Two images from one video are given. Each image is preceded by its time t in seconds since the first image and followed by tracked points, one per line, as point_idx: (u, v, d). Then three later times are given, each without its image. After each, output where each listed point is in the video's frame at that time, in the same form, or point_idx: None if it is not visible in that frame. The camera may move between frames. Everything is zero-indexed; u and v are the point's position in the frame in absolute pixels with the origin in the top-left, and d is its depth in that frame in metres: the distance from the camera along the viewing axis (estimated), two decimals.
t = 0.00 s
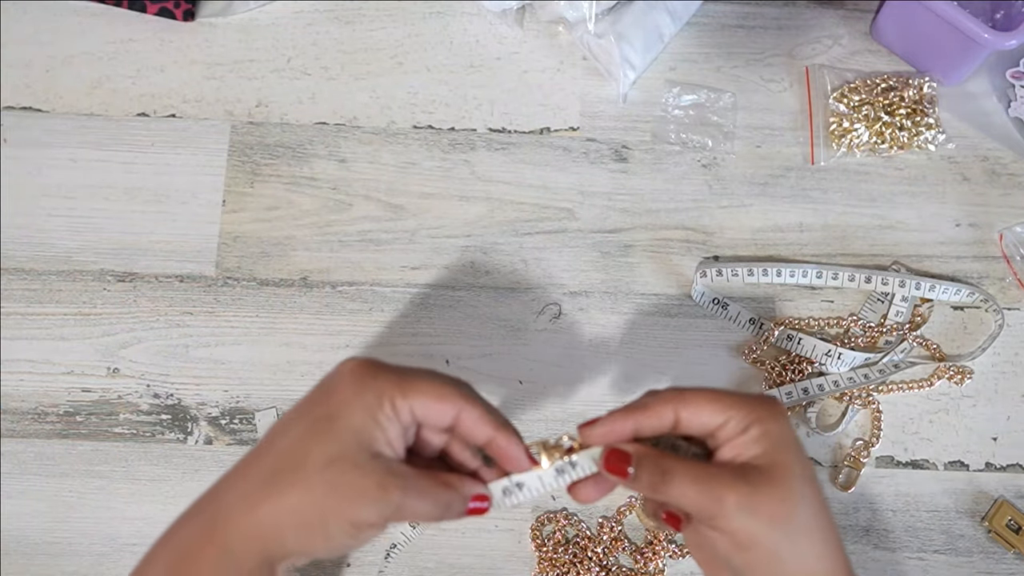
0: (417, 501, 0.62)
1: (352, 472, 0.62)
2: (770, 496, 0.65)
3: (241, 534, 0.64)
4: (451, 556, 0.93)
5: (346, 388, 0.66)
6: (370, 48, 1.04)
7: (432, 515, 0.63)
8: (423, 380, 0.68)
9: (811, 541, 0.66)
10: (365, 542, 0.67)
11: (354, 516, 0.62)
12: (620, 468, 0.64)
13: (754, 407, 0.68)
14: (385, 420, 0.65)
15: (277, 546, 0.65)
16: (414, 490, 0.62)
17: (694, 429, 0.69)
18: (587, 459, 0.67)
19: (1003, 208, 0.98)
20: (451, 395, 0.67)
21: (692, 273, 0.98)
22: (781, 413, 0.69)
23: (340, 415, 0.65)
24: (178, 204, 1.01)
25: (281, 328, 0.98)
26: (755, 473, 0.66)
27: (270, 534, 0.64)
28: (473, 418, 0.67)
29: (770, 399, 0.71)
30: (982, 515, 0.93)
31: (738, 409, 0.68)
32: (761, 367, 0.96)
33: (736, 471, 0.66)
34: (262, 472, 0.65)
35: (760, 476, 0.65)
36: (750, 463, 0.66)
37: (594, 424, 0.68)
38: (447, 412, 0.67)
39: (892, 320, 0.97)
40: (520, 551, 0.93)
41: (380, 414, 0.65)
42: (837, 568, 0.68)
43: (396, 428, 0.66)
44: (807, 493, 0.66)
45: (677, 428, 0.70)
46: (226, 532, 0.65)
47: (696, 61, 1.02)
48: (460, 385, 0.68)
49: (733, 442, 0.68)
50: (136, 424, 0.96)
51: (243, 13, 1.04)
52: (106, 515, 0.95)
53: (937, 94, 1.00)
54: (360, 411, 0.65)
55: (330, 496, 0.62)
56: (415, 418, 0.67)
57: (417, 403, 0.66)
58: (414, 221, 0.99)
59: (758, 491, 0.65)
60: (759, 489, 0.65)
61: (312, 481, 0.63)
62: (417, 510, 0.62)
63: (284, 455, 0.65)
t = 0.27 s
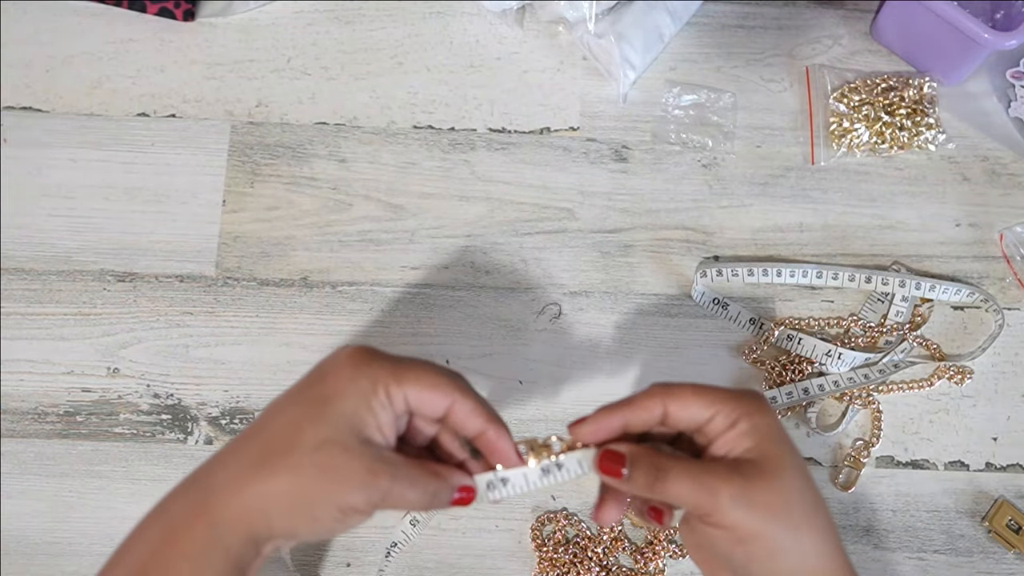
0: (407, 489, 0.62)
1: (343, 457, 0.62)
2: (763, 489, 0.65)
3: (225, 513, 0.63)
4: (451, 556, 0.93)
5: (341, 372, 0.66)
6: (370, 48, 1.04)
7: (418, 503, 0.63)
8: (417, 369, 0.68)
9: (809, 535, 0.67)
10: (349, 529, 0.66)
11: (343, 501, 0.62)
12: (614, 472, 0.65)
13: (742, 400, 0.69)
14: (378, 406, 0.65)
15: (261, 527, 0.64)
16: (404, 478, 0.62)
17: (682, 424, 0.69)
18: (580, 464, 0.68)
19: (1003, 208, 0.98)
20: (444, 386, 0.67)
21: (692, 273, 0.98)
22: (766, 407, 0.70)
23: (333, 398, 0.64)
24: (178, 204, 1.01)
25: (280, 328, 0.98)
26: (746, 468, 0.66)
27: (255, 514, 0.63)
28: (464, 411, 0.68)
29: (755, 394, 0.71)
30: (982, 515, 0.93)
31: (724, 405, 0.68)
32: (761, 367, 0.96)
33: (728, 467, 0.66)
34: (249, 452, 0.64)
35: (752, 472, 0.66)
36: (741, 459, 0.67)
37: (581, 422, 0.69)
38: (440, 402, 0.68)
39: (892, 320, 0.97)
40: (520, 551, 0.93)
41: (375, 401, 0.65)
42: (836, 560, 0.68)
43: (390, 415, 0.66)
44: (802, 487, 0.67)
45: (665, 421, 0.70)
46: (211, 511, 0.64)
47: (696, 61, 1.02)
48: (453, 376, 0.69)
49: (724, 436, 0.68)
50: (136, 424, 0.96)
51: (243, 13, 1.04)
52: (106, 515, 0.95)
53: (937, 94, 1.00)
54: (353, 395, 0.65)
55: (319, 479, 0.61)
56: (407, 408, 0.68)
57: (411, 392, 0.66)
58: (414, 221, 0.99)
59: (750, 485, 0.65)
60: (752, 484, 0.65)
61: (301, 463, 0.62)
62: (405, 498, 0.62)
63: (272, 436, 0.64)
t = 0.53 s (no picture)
0: (403, 475, 0.60)
1: (337, 440, 0.61)
2: (747, 481, 0.66)
3: (223, 494, 0.64)
4: (451, 556, 0.93)
5: (338, 359, 0.66)
6: (370, 48, 1.04)
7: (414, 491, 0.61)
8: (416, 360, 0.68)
9: (798, 522, 0.68)
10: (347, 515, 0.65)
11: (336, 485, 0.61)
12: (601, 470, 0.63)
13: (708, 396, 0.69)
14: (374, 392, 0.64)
15: (257, 511, 0.64)
16: (398, 462, 0.61)
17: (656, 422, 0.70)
18: (569, 469, 0.62)
19: (1003, 208, 0.98)
20: (442, 371, 0.67)
21: (692, 273, 0.98)
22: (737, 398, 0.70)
23: (330, 383, 0.64)
24: (178, 204, 1.01)
25: (280, 328, 0.98)
26: (728, 462, 0.67)
27: (251, 496, 0.63)
28: (462, 395, 0.67)
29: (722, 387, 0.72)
30: (982, 515, 0.93)
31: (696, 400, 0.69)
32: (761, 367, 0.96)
33: (712, 464, 0.67)
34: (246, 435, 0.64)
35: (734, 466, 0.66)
36: (722, 453, 0.68)
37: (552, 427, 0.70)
38: (436, 386, 0.67)
39: (892, 320, 0.97)
40: (520, 551, 0.93)
41: (369, 383, 0.65)
42: (828, 542, 0.70)
43: (384, 399, 0.65)
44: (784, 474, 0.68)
45: (638, 425, 0.71)
46: (208, 493, 0.64)
47: (696, 61, 1.02)
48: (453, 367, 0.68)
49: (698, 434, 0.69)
50: (136, 424, 0.96)
51: (243, 13, 1.04)
52: (106, 515, 0.95)
53: (937, 94, 1.00)
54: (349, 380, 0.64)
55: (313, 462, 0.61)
56: (403, 393, 0.67)
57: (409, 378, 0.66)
58: (414, 221, 0.99)
59: (735, 477, 0.66)
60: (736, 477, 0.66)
61: (296, 445, 0.62)
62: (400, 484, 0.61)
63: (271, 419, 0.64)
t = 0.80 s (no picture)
0: (315, 428, 0.66)
1: (236, 408, 0.67)
2: (784, 507, 0.69)
3: (143, 469, 0.71)
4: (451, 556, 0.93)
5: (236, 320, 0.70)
6: (370, 48, 1.04)
7: (322, 440, 0.67)
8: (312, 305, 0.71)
9: (832, 539, 0.72)
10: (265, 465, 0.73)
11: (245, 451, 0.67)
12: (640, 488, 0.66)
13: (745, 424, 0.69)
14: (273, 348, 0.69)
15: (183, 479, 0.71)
16: (295, 420, 0.66)
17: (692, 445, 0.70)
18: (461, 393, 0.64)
19: (1003, 208, 0.98)
20: (332, 317, 0.70)
21: (692, 273, 0.98)
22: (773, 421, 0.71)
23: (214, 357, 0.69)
24: (178, 204, 1.01)
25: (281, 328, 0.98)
26: (761, 486, 0.69)
27: (172, 470, 0.71)
28: (360, 338, 0.70)
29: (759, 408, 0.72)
30: (982, 515, 0.93)
31: (732, 427, 0.69)
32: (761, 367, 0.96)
33: (747, 491, 0.69)
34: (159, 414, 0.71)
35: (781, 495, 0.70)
36: (757, 479, 0.69)
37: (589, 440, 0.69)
38: (332, 336, 0.70)
39: (892, 320, 0.97)
40: (520, 551, 0.93)
41: (259, 345, 0.69)
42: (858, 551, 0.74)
43: (276, 356, 0.69)
44: (823, 493, 0.71)
45: (672, 445, 0.71)
46: (128, 471, 0.72)
47: (696, 62, 1.02)
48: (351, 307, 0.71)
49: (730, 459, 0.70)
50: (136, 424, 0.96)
51: (243, 13, 1.04)
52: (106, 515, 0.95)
53: (937, 94, 1.00)
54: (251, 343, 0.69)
55: (211, 437, 0.68)
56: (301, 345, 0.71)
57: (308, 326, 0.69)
58: (414, 221, 0.99)
59: (771, 505, 0.69)
60: (769, 503, 0.69)
61: (203, 422, 0.68)
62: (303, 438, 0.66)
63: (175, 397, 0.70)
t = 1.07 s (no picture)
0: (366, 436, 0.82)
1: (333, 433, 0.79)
2: (694, 469, 0.77)
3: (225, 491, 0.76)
4: (451, 556, 0.93)
5: (296, 351, 0.77)
6: (370, 48, 1.04)
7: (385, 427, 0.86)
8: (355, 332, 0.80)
9: (745, 520, 0.76)
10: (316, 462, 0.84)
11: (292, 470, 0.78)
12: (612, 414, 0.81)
13: (709, 392, 0.77)
14: (332, 380, 0.77)
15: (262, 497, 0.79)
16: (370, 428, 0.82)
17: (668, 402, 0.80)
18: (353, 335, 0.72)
19: (1003, 208, 0.98)
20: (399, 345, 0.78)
21: (692, 273, 0.98)
22: (731, 397, 0.77)
23: (299, 389, 0.76)
24: (178, 204, 1.01)
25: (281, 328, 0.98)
26: (690, 447, 0.78)
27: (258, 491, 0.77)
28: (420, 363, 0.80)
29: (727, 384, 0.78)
30: (982, 515, 0.93)
31: (688, 392, 0.78)
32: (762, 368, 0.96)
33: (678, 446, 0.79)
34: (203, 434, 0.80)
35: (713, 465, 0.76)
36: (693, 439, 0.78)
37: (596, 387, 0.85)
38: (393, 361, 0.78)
39: (892, 320, 0.97)
40: (519, 551, 0.93)
41: (342, 376, 0.77)
42: (786, 548, 0.76)
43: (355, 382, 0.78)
44: (759, 483, 0.76)
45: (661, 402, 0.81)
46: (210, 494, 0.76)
47: (696, 62, 1.02)
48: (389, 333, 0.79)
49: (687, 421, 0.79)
50: (136, 424, 0.96)
51: (243, 13, 1.04)
52: (106, 515, 0.95)
53: (937, 94, 1.00)
54: (312, 372, 0.76)
55: (262, 460, 0.77)
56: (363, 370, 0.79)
57: (364, 359, 0.77)
58: (414, 221, 0.99)
59: (682, 462, 0.78)
60: (684, 462, 0.78)
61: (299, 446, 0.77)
62: (337, 453, 0.80)
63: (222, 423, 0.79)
